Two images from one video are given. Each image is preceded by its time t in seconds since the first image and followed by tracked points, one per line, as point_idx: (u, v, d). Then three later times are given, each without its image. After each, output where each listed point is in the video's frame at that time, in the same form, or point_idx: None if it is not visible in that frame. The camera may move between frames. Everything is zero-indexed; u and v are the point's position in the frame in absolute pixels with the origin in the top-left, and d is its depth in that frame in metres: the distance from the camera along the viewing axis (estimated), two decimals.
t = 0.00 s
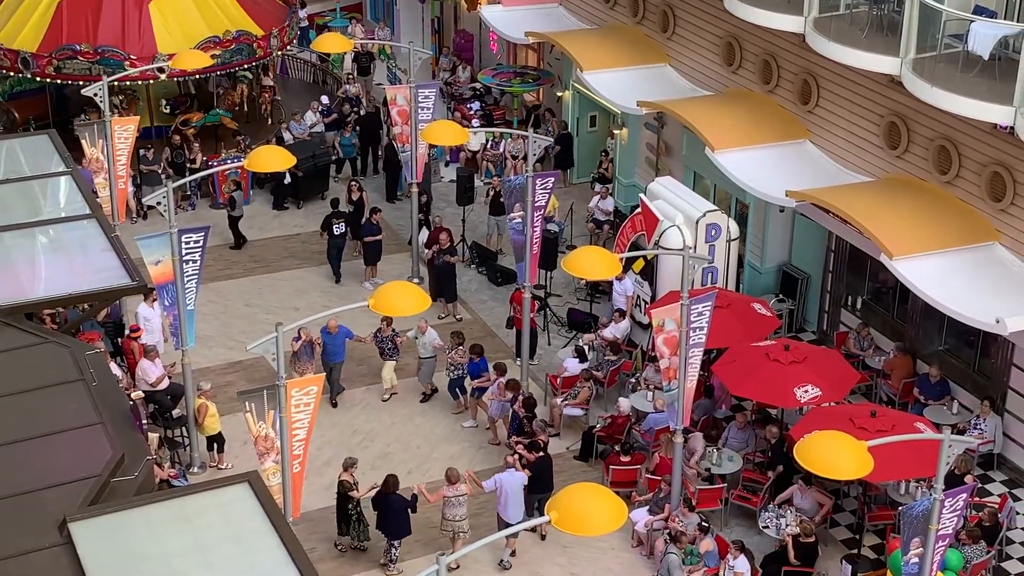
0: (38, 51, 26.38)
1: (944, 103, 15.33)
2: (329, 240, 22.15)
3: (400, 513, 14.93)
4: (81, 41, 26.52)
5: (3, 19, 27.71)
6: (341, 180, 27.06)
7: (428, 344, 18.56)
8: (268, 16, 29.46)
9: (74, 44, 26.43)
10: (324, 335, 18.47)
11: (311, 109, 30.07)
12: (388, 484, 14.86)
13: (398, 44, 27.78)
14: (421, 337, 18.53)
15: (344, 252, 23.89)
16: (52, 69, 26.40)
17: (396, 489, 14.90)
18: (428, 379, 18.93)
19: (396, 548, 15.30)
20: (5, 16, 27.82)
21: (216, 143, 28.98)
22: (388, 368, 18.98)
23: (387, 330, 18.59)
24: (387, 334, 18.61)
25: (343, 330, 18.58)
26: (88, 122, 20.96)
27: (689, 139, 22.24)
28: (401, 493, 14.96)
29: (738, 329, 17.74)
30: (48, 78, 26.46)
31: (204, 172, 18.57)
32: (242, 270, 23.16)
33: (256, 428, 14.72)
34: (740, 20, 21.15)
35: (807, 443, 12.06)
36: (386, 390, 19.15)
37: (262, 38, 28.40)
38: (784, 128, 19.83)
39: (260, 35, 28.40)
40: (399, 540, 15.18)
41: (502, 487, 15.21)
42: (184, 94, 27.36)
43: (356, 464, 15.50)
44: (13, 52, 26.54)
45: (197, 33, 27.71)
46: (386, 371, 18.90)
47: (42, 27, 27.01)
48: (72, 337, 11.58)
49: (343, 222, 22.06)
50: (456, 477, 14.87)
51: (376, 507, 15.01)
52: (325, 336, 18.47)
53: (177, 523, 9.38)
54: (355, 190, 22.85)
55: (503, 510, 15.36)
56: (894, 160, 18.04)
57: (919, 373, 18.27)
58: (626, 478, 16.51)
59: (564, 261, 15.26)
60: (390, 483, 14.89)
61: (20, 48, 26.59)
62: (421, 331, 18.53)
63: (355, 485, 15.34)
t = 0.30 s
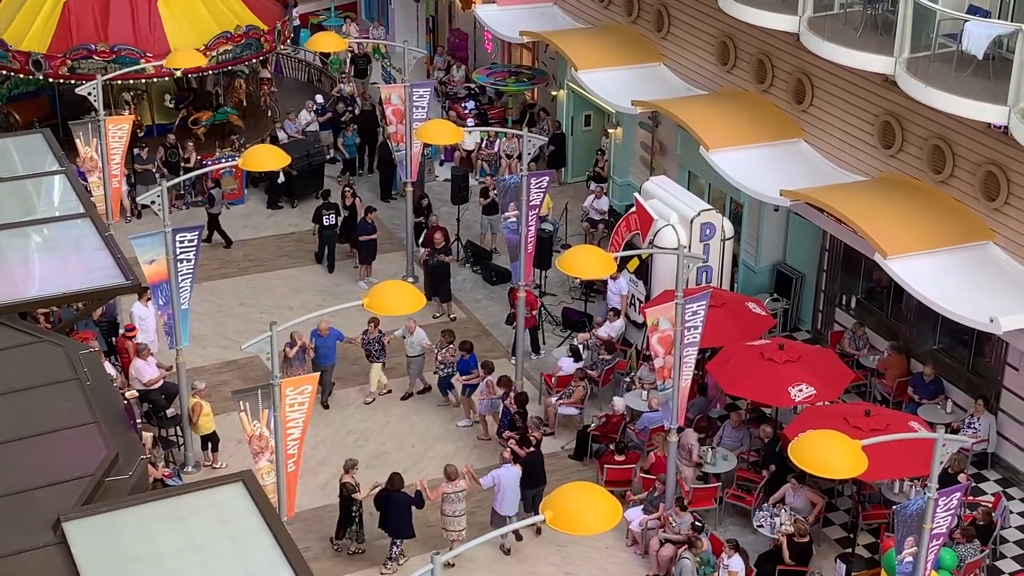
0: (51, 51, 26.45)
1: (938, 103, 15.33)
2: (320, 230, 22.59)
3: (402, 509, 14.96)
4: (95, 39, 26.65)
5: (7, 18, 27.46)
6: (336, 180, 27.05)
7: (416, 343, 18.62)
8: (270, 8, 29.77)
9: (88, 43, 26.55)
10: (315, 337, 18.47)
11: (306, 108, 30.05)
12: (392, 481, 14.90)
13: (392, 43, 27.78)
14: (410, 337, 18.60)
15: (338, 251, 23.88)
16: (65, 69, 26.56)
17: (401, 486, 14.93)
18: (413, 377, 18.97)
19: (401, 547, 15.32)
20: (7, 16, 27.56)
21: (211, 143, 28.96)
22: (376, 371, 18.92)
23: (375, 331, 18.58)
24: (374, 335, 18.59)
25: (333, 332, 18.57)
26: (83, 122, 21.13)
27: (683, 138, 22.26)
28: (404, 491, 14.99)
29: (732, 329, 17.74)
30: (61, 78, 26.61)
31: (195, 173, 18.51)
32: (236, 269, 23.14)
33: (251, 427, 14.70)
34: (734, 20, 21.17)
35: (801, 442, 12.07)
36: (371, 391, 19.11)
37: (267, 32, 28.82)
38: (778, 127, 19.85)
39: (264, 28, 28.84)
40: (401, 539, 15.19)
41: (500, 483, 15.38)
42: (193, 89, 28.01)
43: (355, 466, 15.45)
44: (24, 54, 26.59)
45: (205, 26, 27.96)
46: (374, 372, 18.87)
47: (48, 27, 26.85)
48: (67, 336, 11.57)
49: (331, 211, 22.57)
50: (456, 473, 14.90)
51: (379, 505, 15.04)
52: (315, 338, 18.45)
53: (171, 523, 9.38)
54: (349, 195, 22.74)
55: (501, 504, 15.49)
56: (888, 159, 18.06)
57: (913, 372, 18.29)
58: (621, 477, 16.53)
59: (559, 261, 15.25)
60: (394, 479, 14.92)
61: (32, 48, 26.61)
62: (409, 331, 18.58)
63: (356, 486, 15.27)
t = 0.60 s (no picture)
0: (64, 52, 26.42)
1: (933, 102, 15.35)
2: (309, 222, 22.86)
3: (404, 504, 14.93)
4: (109, 39, 26.86)
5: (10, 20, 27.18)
6: (330, 179, 27.03)
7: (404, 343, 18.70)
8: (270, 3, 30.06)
9: (103, 43, 26.76)
10: (306, 340, 18.40)
11: (300, 108, 30.02)
12: (394, 475, 14.90)
13: (386, 42, 27.77)
14: (399, 337, 18.62)
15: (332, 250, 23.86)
16: (80, 69, 26.58)
17: (403, 481, 14.93)
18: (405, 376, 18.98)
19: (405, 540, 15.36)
20: (10, 18, 27.29)
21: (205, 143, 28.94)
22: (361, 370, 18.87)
23: (362, 332, 18.52)
24: (362, 337, 18.54)
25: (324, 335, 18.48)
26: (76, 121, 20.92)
27: (677, 137, 22.28)
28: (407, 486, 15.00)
29: (727, 329, 17.75)
30: (76, 78, 26.57)
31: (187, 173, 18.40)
32: (230, 268, 23.12)
33: (245, 426, 14.47)
34: (728, 19, 21.18)
35: (796, 441, 12.08)
36: (364, 391, 19.08)
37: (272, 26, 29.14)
38: (772, 127, 19.86)
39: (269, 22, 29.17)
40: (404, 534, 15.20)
41: (496, 477, 15.33)
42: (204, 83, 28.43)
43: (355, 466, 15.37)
44: (36, 54, 26.40)
45: (212, 22, 28.23)
46: (359, 372, 18.83)
47: (56, 28, 26.79)
48: (61, 336, 11.56)
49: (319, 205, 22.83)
50: (456, 468, 14.92)
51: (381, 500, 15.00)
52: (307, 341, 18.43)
53: (165, 522, 9.37)
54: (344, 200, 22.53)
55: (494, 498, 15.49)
56: (882, 158, 18.08)
57: (907, 372, 18.31)
58: (615, 476, 16.53)
59: (553, 261, 15.24)
60: (396, 473, 14.95)
61: (43, 49, 26.46)
62: (399, 332, 18.59)
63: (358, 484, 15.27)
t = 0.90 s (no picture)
0: (79, 51, 26.51)
1: (927, 101, 15.31)
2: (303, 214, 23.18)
3: (408, 501, 14.98)
4: (124, 37, 26.97)
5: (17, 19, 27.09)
6: (325, 177, 27.01)
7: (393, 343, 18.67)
8: None
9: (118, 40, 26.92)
10: (295, 346, 18.26)
11: (294, 107, 30.00)
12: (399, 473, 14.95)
13: (381, 41, 27.75)
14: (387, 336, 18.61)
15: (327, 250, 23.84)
16: (97, 68, 26.70)
17: (409, 478, 15.03)
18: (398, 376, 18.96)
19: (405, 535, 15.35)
20: (15, 18, 27.18)
21: (200, 142, 28.95)
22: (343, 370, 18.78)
23: (349, 332, 18.53)
24: (350, 337, 18.55)
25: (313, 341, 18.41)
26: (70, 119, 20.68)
27: (672, 136, 22.28)
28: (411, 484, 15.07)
29: (721, 328, 17.76)
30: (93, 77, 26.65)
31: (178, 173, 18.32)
32: (225, 267, 23.11)
33: (240, 425, 14.89)
34: (722, 18, 21.20)
35: (790, 440, 12.09)
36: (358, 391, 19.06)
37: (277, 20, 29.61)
38: (767, 126, 19.87)
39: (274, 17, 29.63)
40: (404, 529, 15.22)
41: (496, 472, 15.55)
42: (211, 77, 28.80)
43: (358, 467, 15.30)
44: (50, 54, 26.44)
45: (219, 16, 28.57)
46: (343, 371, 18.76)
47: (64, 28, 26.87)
48: (54, 334, 11.55)
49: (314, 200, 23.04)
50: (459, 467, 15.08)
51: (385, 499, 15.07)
52: (295, 346, 18.27)
53: (158, 521, 9.36)
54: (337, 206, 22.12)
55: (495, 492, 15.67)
56: (877, 157, 18.09)
57: (901, 371, 18.33)
58: (609, 475, 16.53)
59: (549, 261, 15.22)
60: (401, 472, 15.02)
61: (57, 49, 26.51)
62: (388, 331, 18.60)
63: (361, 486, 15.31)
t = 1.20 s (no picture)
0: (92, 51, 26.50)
1: (923, 100, 15.36)
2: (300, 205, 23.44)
3: (418, 497, 15.06)
4: (138, 35, 27.00)
5: (27, 19, 26.99)
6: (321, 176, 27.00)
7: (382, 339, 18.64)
8: None
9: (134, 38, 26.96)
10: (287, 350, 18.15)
11: (291, 106, 29.99)
12: (406, 469, 15.01)
13: (377, 40, 27.72)
14: (375, 334, 18.59)
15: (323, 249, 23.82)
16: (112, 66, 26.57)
17: (417, 474, 15.09)
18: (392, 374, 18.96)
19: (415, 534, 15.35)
20: (24, 19, 27.06)
21: (195, 141, 28.95)
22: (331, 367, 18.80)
23: (336, 330, 18.51)
24: (337, 335, 18.56)
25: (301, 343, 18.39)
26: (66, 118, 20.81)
27: (668, 135, 22.29)
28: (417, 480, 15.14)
29: (718, 326, 17.78)
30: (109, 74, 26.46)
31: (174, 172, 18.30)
32: (221, 266, 23.10)
33: (236, 424, 14.64)
34: (718, 17, 21.21)
35: (786, 439, 12.09)
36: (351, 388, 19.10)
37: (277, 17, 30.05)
38: (763, 125, 19.89)
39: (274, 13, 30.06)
40: (412, 525, 15.22)
41: (495, 466, 15.79)
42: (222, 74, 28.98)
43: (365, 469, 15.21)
44: (63, 55, 26.42)
45: (223, 11, 28.88)
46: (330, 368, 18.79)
47: (74, 28, 26.90)
48: (49, 333, 11.56)
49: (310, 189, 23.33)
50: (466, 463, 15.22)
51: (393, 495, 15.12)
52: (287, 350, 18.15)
53: (153, 520, 9.35)
54: (329, 209, 22.13)
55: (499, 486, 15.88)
56: (872, 156, 18.10)
57: (897, 369, 18.34)
58: (606, 474, 16.51)
59: (545, 260, 15.21)
60: (408, 468, 15.10)
61: (70, 49, 26.50)
62: (375, 329, 18.59)
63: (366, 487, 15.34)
